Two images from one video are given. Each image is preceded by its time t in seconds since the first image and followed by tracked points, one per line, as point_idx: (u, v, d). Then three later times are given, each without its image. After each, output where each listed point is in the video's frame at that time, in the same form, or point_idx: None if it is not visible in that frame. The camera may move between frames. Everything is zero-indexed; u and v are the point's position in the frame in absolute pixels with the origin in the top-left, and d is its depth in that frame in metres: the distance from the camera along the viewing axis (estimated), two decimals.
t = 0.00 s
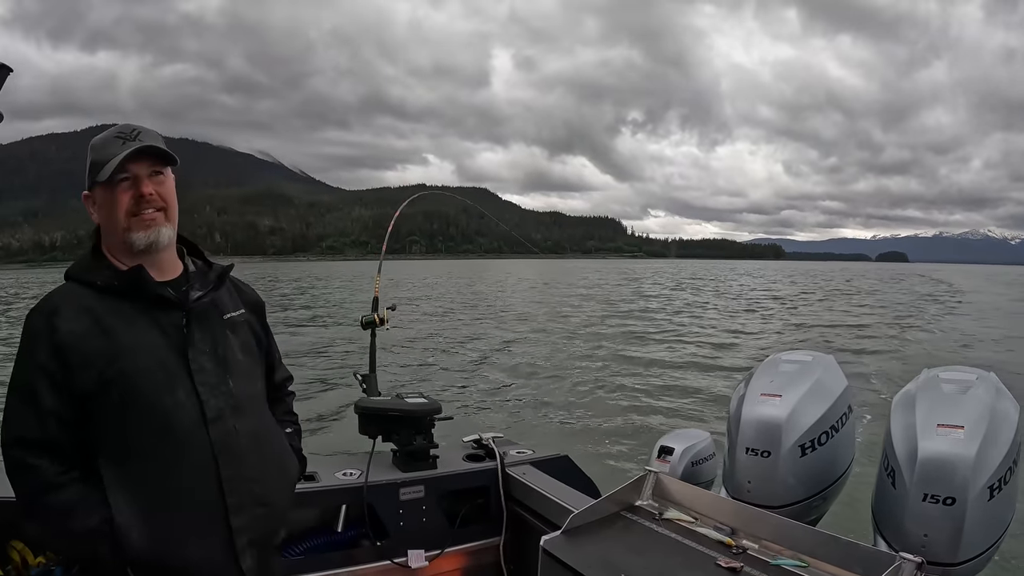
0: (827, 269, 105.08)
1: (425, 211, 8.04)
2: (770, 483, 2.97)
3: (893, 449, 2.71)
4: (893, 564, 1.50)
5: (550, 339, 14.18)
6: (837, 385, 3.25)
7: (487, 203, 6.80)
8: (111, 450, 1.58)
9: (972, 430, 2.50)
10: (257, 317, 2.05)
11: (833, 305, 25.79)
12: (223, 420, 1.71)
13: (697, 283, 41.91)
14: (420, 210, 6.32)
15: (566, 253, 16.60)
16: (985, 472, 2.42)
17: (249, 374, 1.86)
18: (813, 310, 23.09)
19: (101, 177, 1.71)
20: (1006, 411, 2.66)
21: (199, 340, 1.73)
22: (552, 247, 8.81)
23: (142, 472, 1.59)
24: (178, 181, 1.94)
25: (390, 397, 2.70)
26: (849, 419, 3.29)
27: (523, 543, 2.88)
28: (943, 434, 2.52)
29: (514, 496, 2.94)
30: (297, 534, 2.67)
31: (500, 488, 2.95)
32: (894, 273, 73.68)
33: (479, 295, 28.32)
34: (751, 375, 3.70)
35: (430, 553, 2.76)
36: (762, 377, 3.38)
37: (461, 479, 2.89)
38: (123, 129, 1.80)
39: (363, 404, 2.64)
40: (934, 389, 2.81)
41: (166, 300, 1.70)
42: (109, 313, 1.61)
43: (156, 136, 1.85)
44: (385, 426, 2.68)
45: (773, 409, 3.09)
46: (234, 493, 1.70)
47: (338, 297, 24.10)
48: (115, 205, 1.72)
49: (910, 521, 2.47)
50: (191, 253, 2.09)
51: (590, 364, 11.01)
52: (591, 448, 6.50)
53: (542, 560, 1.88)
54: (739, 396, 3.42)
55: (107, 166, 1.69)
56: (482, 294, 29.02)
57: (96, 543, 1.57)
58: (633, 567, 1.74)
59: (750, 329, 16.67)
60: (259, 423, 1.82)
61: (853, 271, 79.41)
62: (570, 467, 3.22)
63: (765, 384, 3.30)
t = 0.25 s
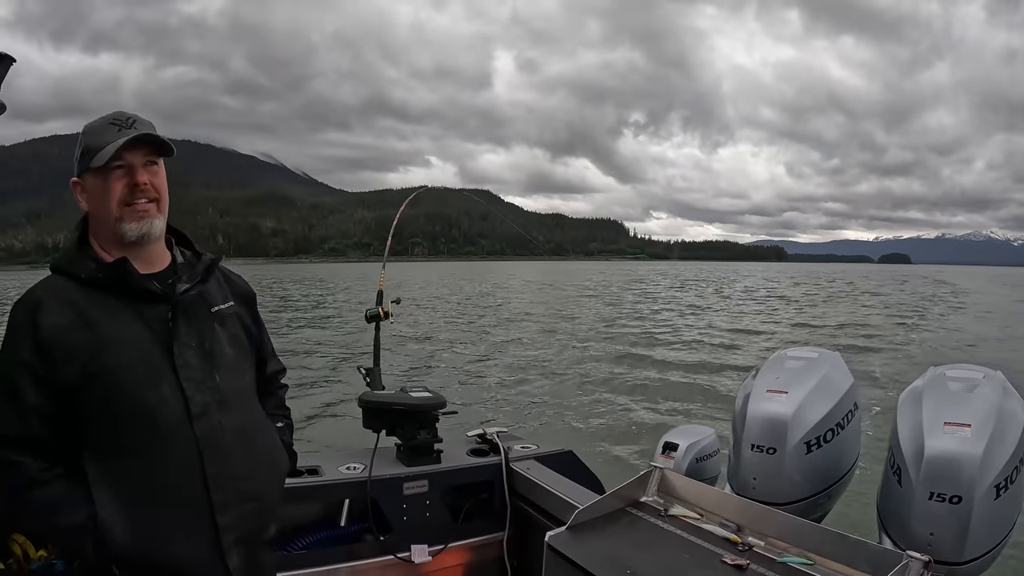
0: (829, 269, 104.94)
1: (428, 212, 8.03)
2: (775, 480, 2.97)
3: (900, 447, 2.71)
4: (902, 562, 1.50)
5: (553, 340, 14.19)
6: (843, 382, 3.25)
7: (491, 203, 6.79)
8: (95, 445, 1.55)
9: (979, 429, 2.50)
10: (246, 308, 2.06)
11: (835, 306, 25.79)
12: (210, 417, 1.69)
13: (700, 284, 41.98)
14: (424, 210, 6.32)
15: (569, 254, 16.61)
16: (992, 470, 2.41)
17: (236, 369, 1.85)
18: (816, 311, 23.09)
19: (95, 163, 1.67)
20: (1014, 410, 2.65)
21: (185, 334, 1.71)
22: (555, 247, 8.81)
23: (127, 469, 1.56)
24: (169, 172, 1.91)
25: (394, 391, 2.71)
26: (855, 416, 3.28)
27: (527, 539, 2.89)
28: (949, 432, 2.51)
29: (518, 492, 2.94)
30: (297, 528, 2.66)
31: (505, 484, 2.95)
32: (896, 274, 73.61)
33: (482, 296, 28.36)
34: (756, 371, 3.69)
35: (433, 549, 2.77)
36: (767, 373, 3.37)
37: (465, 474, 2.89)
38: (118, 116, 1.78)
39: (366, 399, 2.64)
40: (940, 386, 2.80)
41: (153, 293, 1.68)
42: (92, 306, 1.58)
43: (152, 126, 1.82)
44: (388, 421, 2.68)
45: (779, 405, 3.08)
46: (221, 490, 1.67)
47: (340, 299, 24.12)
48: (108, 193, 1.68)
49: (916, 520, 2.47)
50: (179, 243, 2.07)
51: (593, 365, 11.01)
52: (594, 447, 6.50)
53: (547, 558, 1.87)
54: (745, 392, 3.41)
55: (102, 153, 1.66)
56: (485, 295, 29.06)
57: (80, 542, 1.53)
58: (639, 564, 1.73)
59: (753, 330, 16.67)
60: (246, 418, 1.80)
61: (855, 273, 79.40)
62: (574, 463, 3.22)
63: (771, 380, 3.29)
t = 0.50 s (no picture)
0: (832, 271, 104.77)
1: (430, 212, 8.04)
2: (778, 478, 2.97)
3: (904, 446, 2.71)
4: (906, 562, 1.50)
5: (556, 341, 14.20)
6: (846, 380, 3.24)
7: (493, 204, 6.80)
8: (90, 441, 1.54)
9: (984, 428, 2.49)
10: (238, 302, 2.07)
11: (838, 307, 25.74)
12: (204, 411, 1.69)
13: (701, 286, 41.95)
14: (426, 210, 6.32)
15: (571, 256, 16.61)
16: (996, 469, 2.41)
17: (228, 362, 1.86)
18: (818, 312, 23.08)
19: (91, 156, 1.67)
20: (1018, 409, 2.65)
21: (179, 328, 1.71)
22: (556, 248, 8.81)
23: (122, 465, 1.55)
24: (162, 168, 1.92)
25: (395, 388, 2.71)
26: (858, 415, 3.27)
27: (527, 536, 2.89)
28: (954, 431, 2.51)
29: (520, 490, 2.94)
30: (300, 525, 2.67)
31: (507, 482, 2.95)
32: (898, 275, 73.52)
33: (484, 297, 28.39)
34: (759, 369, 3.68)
35: (434, 546, 2.77)
36: (771, 371, 3.37)
37: (467, 472, 2.89)
38: (114, 110, 1.78)
39: (366, 395, 2.65)
40: (945, 385, 2.80)
41: (147, 288, 1.68)
42: (86, 302, 1.58)
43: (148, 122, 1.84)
44: (389, 417, 2.68)
45: (781, 403, 3.08)
46: (217, 484, 1.68)
47: (342, 301, 24.12)
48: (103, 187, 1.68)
49: (919, 519, 2.47)
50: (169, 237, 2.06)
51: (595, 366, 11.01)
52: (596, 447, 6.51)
53: (549, 556, 1.87)
54: (747, 389, 3.41)
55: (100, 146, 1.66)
56: (486, 297, 29.09)
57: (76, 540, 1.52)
58: (642, 563, 1.73)
59: (754, 331, 16.68)
60: (239, 412, 1.81)
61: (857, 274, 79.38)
62: (576, 461, 3.22)
63: (774, 377, 3.28)
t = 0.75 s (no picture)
0: (833, 272, 104.63)
1: (432, 214, 8.04)
2: (780, 479, 2.97)
3: (905, 446, 2.71)
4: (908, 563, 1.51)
5: (557, 342, 14.19)
6: (848, 380, 3.24)
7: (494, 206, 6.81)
8: (101, 443, 1.53)
9: (985, 428, 2.49)
10: (238, 303, 2.09)
11: (839, 309, 25.70)
12: (214, 410, 1.70)
13: (702, 288, 41.99)
14: (427, 212, 6.33)
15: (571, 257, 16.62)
16: (999, 470, 2.40)
17: (232, 362, 1.88)
18: (818, 314, 23.09)
19: (109, 155, 1.65)
20: (1020, 409, 2.65)
21: (187, 328, 1.72)
22: (558, 249, 8.81)
23: (134, 465, 1.55)
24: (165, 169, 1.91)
25: (396, 390, 2.72)
26: (860, 415, 3.28)
27: (529, 538, 2.89)
28: (956, 431, 2.51)
29: (521, 492, 2.94)
30: (300, 525, 2.67)
31: (507, 483, 2.95)
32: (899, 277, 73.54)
33: (484, 299, 28.42)
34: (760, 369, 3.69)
35: (435, 548, 2.78)
36: (772, 372, 3.37)
37: (468, 473, 2.89)
38: (127, 111, 1.78)
39: (368, 397, 2.65)
40: (946, 385, 2.80)
41: (154, 289, 1.69)
42: (96, 301, 1.57)
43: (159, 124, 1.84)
44: (391, 418, 2.69)
45: (783, 404, 3.08)
46: (228, 481, 1.69)
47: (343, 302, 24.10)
48: (119, 188, 1.67)
49: (920, 520, 2.47)
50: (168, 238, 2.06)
51: (596, 368, 11.02)
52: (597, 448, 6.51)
53: (550, 557, 1.88)
54: (749, 390, 3.42)
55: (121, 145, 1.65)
56: (487, 298, 29.13)
57: (87, 542, 1.50)
58: (643, 564, 1.74)
59: (754, 333, 16.69)
60: (245, 411, 1.82)
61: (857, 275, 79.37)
62: (578, 462, 3.22)
63: (775, 378, 3.29)
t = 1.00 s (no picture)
0: (836, 273, 104.43)
1: (434, 216, 8.06)
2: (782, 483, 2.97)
3: (906, 449, 2.71)
4: (908, 565, 1.51)
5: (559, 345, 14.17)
6: (849, 384, 3.24)
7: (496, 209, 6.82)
8: (127, 446, 1.56)
9: (986, 429, 2.49)
10: (252, 311, 2.11)
11: (843, 310, 25.63)
12: (237, 413, 1.73)
13: (704, 290, 41.91)
14: (428, 215, 6.34)
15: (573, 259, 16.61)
16: (1000, 471, 2.40)
17: (250, 368, 1.90)
18: (821, 315, 23.05)
19: (151, 164, 1.71)
20: (1021, 410, 2.65)
21: (209, 334, 1.75)
22: (559, 251, 8.81)
23: (160, 467, 1.58)
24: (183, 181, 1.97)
25: (398, 396, 2.72)
26: (861, 418, 3.27)
27: (532, 544, 2.87)
28: (957, 433, 2.51)
29: (523, 497, 2.93)
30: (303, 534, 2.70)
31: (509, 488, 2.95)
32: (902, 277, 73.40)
33: (486, 301, 28.40)
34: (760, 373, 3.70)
35: (438, 554, 2.77)
36: (773, 376, 3.38)
37: (470, 479, 2.90)
38: (158, 125, 1.84)
39: (371, 404, 2.66)
40: (947, 388, 2.80)
41: (177, 295, 1.71)
42: (123, 307, 1.59)
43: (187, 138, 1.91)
44: (395, 426, 2.69)
45: (784, 408, 3.08)
46: (250, 482, 1.71)
47: (345, 304, 24.10)
48: (157, 196, 1.73)
49: (923, 523, 2.46)
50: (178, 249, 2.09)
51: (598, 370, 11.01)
52: (600, 451, 6.51)
53: (552, 562, 1.88)
54: (750, 394, 3.42)
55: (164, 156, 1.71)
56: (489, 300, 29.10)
57: (114, 544, 1.53)
58: (644, 568, 1.74)
59: (757, 334, 16.66)
60: (264, 414, 1.85)
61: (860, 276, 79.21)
62: (580, 468, 3.22)
63: (776, 382, 3.29)
